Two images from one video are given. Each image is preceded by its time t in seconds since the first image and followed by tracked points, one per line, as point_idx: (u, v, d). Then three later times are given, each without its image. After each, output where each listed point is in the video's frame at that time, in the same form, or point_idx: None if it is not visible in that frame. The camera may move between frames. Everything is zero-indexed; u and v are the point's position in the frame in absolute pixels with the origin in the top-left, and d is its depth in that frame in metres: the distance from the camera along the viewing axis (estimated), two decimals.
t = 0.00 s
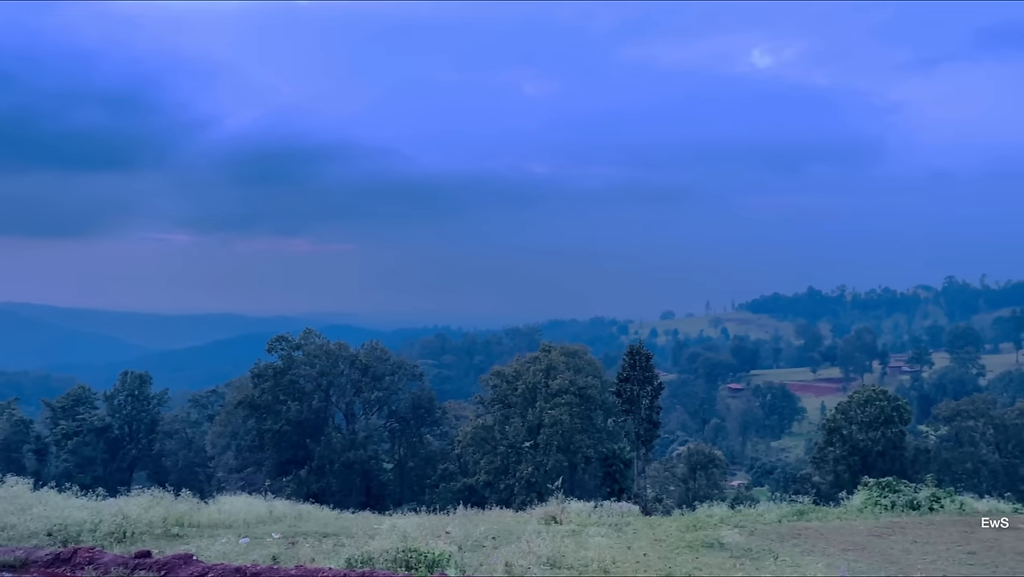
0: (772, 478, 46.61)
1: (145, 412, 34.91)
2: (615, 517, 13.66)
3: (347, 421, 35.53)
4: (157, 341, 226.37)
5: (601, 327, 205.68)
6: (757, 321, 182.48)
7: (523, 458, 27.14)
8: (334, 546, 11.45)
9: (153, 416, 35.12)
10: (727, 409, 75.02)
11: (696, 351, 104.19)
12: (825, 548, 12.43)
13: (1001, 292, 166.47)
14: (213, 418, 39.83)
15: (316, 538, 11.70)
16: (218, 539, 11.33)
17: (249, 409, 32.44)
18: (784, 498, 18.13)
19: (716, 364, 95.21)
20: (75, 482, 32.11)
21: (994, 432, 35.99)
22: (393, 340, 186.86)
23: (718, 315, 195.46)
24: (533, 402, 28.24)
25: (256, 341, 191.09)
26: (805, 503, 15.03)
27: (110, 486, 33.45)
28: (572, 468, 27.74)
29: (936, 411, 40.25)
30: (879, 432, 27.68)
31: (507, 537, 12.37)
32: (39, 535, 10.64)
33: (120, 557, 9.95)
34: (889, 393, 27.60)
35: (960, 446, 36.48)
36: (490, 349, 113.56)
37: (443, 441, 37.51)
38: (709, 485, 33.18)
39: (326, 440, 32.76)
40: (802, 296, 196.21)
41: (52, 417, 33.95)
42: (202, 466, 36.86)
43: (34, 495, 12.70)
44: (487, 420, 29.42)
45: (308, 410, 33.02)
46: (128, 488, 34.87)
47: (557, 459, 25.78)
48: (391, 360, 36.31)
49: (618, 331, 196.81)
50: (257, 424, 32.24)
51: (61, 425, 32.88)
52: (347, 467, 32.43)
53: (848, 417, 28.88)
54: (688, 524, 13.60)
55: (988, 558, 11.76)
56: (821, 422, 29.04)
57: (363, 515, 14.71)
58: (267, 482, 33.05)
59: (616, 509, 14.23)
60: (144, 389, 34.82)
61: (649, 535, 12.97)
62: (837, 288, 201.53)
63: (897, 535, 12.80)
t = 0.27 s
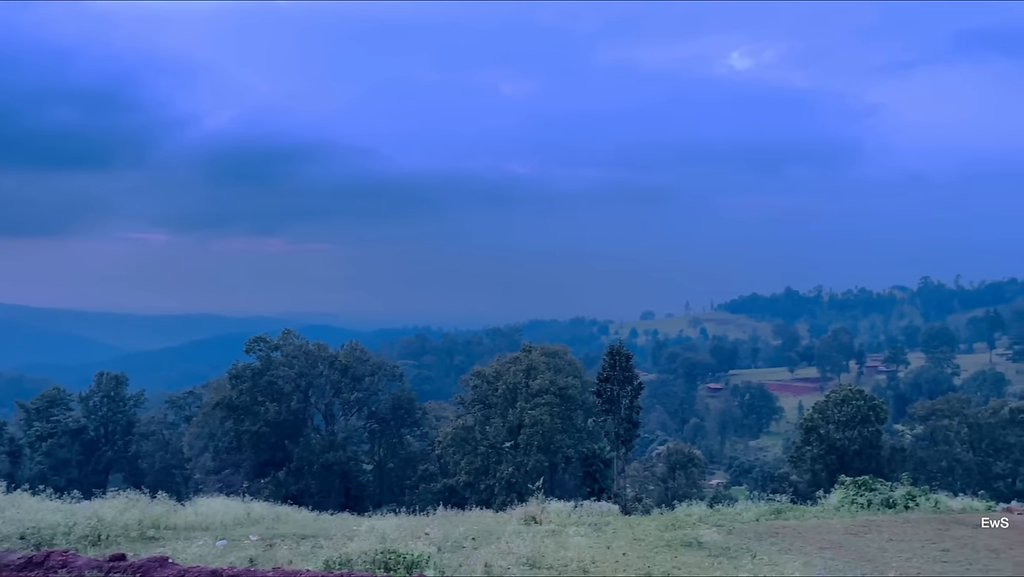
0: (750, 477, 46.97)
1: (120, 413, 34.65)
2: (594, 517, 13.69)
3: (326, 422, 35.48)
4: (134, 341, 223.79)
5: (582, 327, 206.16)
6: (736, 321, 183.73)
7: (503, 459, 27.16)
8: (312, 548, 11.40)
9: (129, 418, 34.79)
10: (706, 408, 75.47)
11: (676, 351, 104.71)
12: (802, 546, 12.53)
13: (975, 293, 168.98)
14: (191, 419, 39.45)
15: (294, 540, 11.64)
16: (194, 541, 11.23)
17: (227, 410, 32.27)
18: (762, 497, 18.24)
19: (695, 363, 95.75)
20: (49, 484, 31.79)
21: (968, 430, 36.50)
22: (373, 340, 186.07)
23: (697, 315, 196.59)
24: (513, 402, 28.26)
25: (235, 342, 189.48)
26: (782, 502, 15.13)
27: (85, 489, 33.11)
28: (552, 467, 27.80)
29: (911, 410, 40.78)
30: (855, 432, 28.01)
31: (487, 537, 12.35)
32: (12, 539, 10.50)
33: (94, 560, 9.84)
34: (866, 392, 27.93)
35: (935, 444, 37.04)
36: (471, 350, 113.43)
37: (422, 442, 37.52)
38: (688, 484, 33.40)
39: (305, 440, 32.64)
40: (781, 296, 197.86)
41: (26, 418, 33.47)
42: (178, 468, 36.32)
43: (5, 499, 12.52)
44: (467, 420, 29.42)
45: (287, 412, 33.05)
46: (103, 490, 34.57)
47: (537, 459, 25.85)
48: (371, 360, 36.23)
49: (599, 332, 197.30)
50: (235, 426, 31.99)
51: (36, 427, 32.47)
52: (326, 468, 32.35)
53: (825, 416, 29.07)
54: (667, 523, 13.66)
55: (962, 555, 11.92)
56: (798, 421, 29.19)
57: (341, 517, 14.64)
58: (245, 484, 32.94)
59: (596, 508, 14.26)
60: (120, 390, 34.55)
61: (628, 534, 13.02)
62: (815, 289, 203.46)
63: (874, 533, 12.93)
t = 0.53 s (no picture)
0: (730, 475, 47.34)
1: (97, 414, 34.28)
2: (575, 516, 13.73)
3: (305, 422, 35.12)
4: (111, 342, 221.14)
5: (563, 327, 206.59)
6: (717, 321, 184.95)
7: (484, 459, 27.18)
8: (291, 549, 11.33)
9: (105, 419, 34.43)
10: (685, 408, 75.87)
11: (656, 351, 105.21)
12: (780, 545, 12.63)
13: (950, 293, 171.26)
14: (168, 420, 39.06)
15: (273, 541, 11.58)
16: (171, 543, 11.14)
17: (205, 411, 32.13)
18: (741, 495, 18.36)
19: (675, 363, 96.23)
20: (24, 486, 31.36)
21: (943, 429, 36.96)
22: (353, 341, 185.25)
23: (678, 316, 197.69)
24: (494, 403, 28.33)
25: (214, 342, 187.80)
26: (761, 501, 15.25)
27: (60, 491, 32.71)
28: (533, 467, 27.80)
29: (887, 410, 41.26)
30: (833, 431, 28.28)
31: (467, 538, 12.32)
32: None
33: (69, 562, 9.71)
34: (843, 392, 28.24)
35: (911, 443, 37.95)
36: (452, 350, 113.32)
37: (403, 442, 37.26)
38: (667, 483, 33.61)
39: (284, 441, 32.50)
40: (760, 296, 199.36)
41: None
42: (155, 469, 35.91)
43: None
44: (448, 420, 29.36)
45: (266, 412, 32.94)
46: (79, 492, 34.16)
47: (518, 459, 25.90)
48: (351, 361, 36.39)
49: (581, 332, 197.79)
50: (213, 426, 31.91)
51: (10, 428, 32.03)
52: (306, 469, 32.20)
53: (803, 416, 29.52)
54: (646, 522, 13.71)
55: (936, 553, 12.09)
56: (776, 421, 29.66)
57: (321, 518, 14.56)
58: (224, 485, 32.75)
59: (576, 508, 14.29)
60: (96, 391, 34.24)
61: (608, 534, 13.07)
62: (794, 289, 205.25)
63: (850, 531, 13.04)
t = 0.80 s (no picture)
0: (708, 474, 47.70)
1: (72, 414, 33.91)
2: (554, 515, 13.77)
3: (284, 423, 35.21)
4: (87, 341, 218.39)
5: (544, 327, 206.91)
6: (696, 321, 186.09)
7: (464, 458, 27.24)
8: (267, 550, 11.28)
9: (80, 419, 34.05)
10: (664, 407, 76.23)
11: (636, 350, 105.74)
12: (757, 542, 12.74)
13: (926, 293, 173.37)
14: (144, 421, 38.69)
15: (250, 542, 11.52)
16: (147, 544, 11.04)
17: (182, 411, 31.86)
18: (719, 494, 18.48)
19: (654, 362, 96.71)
20: None
21: (918, 428, 37.54)
22: (333, 340, 184.35)
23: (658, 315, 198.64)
24: (474, 402, 28.45)
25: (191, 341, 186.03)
26: (738, 499, 15.37)
27: (35, 492, 32.31)
28: (513, 467, 27.82)
29: (863, 408, 41.73)
30: (810, 429, 28.54)
31: (446, 537, 12.29)
32: None
33: (42, 564, 9.59)
34: (819, 390, 28.52)
35: (887, 441, 38.66)
36: (432, 349, 113.18)
37: (382, 442, 37.30)
38: (646, 482, 33.84)
39: (262, 442, 32.34)
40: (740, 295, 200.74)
41: None
42: (131, 470, 35.62)
43: None
44: (427, 419, 29.34)
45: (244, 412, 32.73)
46: (53, 493, 33.75)
47: (498, 458, 25.96)
48: (330, 360, 36.00)
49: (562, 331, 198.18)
50: (190, 426, 31.67)
51: None
52: (284, 469, 32.05)
53: (780, 414, 29.82)
54: (625, 520, 13.79)
55: (910, 549, 12.24)
56: (754, 420, 29.90)
57: (299, 518, 14.49)
58: (201, 485, 32.59)
59: (555, 507, 14.33)
60: (71, 390, 33.87)
61: (587, 532, 13.12)
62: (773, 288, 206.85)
63: (826, 528, 13.17)
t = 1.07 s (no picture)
0: (685, 471, 48.04)
1: (45, 413, 33.48)
2: (533, 513, 13.79)
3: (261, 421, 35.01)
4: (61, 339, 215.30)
5: (524, 325, 207.14)
6: (675, 319, 187.21)
7: (443, 456, 27.22)
8: (244, 549, 11.20)
9: (53, 418, 33.60)
10: (642, 404, 76.61)
11: (614, 349, 106.20)
12: (733, 538, 12.85)
13: (900, 292, 175.60)
14: (118, 420, 38.26)
15: (226, 541, 11.43)
16: (121, 544, 10.93)
17: (157, 410, 31.58)
18: (696, 490, 18.58)
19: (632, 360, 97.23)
20: None
21: (892, 425, 38.05)
22: (311, 338, 183.26)
23: (637, 314, 199.64)
24: (453, 400, 28.51)
25: (167, 340, 183.99)
26: (715, 495, 15.49)
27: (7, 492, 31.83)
28: (492, 464, 27.87)
29: (838, 405, 42.21)
30: (785, 426, 28.85)
31: (424, 535, 12.26)
32: None
33: (13, 565, 9.47)
34: (795, 388, 28.85)
35: (862, 438, 38.48)
36: (411, 347, 112.98)
37: (361, 441, 37.05)
38: (624, 479, 34.01)
39: (238, 440, 32.34)
40: (719, 294, 202.15)
41: None
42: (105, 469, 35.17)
43: None
44: (406, 417, 29.25)
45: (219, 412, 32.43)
46: (26, 493, 33.24)
47: (477, 457, 26.00)
48: (307, 359, 36.08)
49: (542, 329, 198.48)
50: (165, 425, 31.38)
51: None
52: (261, 469, 32.28)
53: (756, 412, 29.87)
54: (603, 518, 13.85)
55: (884, 545, 12.39)
56: (730, 417, 29.95)
57: (276, 517, 14.41)
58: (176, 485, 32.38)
59: (533, 504, 14.35)
60: (43, 388, 33.45)
61: (565, 529, 13.16)
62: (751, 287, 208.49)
63: (802, 524, 13.30)
